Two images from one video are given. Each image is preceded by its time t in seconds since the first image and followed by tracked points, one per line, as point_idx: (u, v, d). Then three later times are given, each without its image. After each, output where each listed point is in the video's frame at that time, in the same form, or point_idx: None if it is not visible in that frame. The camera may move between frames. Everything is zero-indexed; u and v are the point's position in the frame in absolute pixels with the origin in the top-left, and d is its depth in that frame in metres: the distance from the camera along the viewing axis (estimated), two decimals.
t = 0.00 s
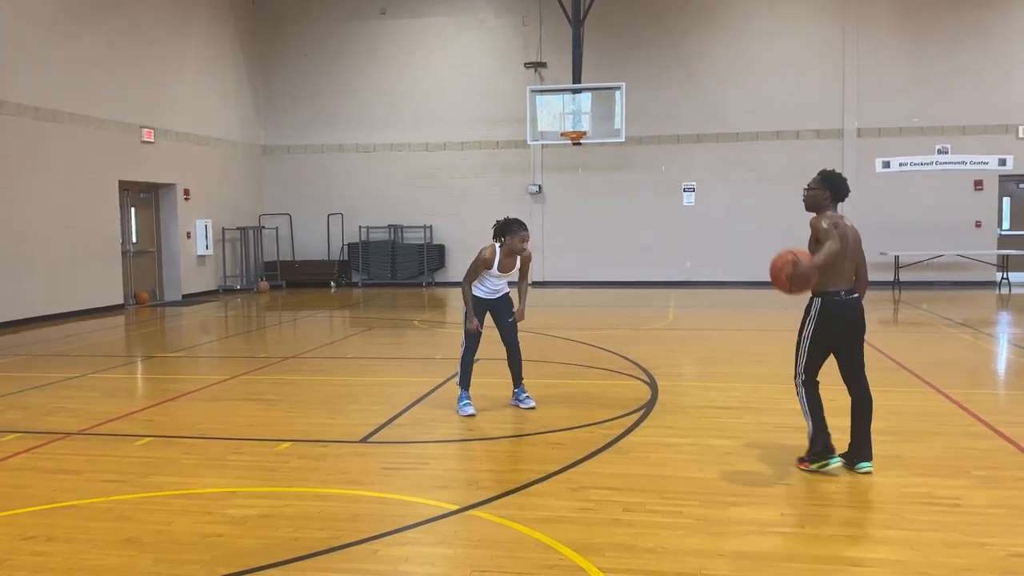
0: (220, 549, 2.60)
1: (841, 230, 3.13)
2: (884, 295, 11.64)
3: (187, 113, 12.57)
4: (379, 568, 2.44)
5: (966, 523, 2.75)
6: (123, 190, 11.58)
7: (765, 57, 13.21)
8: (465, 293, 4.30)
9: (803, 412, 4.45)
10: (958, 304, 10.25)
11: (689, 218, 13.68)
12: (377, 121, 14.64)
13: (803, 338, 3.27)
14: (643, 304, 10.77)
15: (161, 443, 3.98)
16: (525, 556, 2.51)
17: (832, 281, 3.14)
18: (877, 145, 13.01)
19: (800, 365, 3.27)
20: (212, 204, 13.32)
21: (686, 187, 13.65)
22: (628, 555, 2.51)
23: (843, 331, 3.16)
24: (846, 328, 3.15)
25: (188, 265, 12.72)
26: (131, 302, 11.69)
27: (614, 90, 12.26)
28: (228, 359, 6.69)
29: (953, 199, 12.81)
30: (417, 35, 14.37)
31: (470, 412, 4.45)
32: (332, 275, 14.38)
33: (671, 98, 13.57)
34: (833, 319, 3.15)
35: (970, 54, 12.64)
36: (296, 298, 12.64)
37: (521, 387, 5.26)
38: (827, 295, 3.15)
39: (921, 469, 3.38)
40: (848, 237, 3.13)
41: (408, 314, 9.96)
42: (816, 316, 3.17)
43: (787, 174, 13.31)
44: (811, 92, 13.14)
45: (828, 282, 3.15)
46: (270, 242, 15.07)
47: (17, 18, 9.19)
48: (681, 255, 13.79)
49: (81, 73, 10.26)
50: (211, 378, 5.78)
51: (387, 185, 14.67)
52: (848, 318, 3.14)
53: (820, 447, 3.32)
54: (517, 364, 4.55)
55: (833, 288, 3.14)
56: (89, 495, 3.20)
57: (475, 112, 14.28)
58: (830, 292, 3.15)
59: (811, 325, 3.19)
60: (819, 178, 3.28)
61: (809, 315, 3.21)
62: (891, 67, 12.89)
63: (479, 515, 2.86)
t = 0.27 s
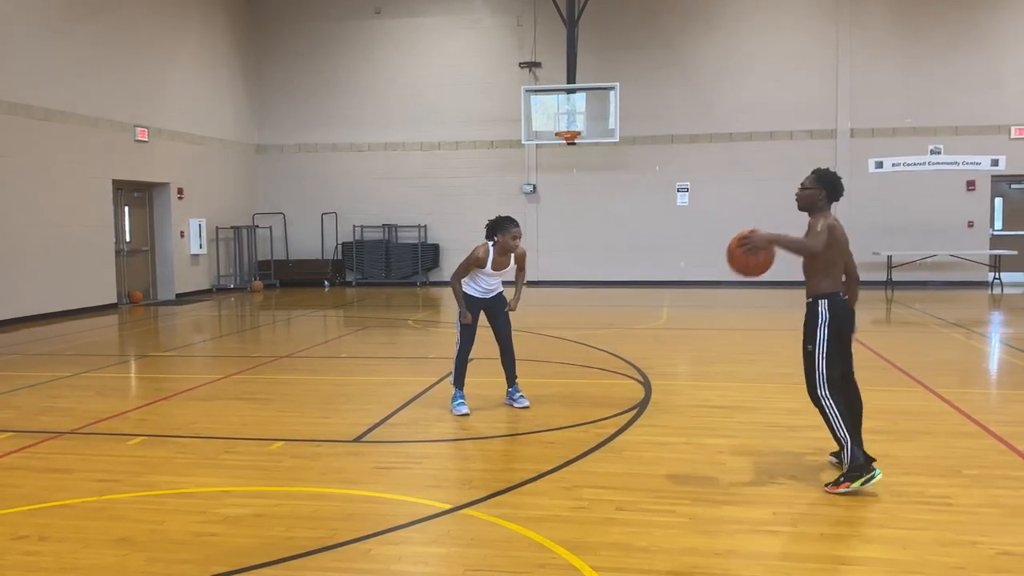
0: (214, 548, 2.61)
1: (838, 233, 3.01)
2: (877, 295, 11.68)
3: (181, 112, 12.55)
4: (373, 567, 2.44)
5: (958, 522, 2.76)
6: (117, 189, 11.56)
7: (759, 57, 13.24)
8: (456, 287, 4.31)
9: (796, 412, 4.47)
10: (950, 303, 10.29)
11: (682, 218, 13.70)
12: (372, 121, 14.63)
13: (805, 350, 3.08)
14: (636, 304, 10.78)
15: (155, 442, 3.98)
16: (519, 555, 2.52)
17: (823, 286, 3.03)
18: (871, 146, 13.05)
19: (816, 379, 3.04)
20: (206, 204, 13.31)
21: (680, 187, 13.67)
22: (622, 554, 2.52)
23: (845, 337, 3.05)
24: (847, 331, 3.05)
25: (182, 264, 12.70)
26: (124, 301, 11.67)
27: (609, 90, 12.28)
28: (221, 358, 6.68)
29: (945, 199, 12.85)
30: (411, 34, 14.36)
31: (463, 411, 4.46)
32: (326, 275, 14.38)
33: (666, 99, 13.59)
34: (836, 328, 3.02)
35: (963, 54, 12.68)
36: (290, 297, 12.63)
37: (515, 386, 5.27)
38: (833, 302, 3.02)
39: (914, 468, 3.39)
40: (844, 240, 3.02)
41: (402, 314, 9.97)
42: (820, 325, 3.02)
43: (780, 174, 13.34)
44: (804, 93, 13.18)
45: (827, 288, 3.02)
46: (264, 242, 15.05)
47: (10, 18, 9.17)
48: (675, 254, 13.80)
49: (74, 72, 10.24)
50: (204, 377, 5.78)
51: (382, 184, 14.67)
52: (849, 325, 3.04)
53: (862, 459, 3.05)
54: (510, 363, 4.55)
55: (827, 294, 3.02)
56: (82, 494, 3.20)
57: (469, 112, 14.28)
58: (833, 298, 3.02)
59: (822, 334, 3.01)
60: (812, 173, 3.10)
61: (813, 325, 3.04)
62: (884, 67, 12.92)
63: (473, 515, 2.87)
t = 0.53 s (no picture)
0: (210, 548, 2.60)
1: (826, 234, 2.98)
2: (874, 295, 11.69)
3: (177, 111, 12.53)
4: (369, 567, 2.44)
5: (953, 522, 2.76)
6: (113, 189, 11.54)
7: (756, 58, 13.25)
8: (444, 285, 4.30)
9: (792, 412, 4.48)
10: (946, 304, 10.31)
11: (679, 219, 13.71)
12: (368, 120, 14.62)
13: (801, 357, 2.99)
14: (633, 304, 10.78)
15: (151, 442, 3.98)
16: (515, 555, 2.51)
17: (817, 290, 2.97)
18: (867, 146, 13.06)
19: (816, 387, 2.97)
20: (203, 204, 13.30)
21: (677, 188, 13.68)
22: (618, 554, 2.52)
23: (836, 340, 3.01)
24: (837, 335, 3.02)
25: (178, 264, 12.68)
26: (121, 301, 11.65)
27: (606, 90, 12.29)
28: (218, 358, 6.67)
29: (941, 200, 12.87)
30: (408, 33, 14.35)
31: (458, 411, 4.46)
32: (322, 274, 14.38)
33: (663, 99, 13.59)
34: (834, 332, 2.97)
35: (959, 55, 12.70)
36: (287, 297, 12.63)
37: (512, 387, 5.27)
38: (827, 305, 2.97)
39: (909, 469, 3.40)
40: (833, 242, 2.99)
41: (399, 314, 9.97)
42: (820, 331, 2.95)
43: (776, 174, 13.35)
44: (800, 94, 13.19)
45: (820, 291, 2.97)
46: (261, 241, 15.03)
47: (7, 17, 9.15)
48: (672, 255, 13.81)
49: (71, 72, 10.22)
50: (201, 377, 5.77)
51: (378, 184, 14.66)
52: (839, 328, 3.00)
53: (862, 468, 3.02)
54: (505, 364, 4.56)
55: (821, 299, 2.97)
56: (78, 494, 3.19)
57: (466, 112, 14.28)
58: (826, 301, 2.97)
59: (821, 339, 2.95)
60: (793, 176, 3.09)
61: (809, 330, 2.96)
62: (881, 67, 12.94)
63: (469, 515, 2.87)
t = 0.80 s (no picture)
0: (210, 548, 2.60)
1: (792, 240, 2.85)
2: (876, 297, 11.67)
3: (179, 111, 12.53)
4: (368, 568, 2.43)
5: (955, 524, 2.76)
6: (115, 189, 11.55)
7: (758, 59, 13.24)
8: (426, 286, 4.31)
9: (793, 414, 4.47)
10: (948, 305, 10.30)
11: (680, 220, 13.70)
12: (370, 121, 14.62)
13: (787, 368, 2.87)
14: (636, 305, 10.78)
15: (152, 443, 3.97)
16: (516, 556, 2.51)
17: (789, 298, 2.84)
18: (869, 148, 13.05)
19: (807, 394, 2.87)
20: (204, 204, 13.31)
21: (679, 189, 13.67)
22: (620, 556, 2.51)
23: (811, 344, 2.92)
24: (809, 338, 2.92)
25: (179, 264, 12.68)
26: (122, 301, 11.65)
27: (607, 91, 12.29)
28: (219, 358, 6.67)
29: (943, 202, 12.86)
30: (410, 34, 14.35)
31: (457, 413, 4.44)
32: (324, 275, 14.39)
33: (664, 100, 13.58)
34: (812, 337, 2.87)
35: (961, 56, 12.69)
36: (288, 297, 12.63)
37: (512, 388, 5.27)
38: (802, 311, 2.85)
39: (911, 470, 3.39)
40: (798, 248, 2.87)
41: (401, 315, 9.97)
42: (802, 338, 2.83)
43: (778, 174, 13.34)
44: (802, 95, 13.18)
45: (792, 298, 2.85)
46: (262, 242, 15.03)
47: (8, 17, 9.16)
48: (674, 256, 13.80)
49: (72, 72, 10.22)
50: (202, 378, 5.77)
51: (380, 185, 14.66)
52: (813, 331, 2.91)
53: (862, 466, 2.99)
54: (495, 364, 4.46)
55: (794, 307, 2.84)
56: (78, 494, 3.19)
57: (468, 112, 14.28)
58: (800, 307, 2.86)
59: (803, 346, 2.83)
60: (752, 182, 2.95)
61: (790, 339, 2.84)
62: (883, 68, 12.93)
63: (470, 516, 2.86)
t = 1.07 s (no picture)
0: (216, 549, 2.60)
1: (750, 238, 2.82)
2: (882, 300, 11.65)
3: (186, 113, 12.57)
4: (374, 570, 2.44)
5: (962, 528, 2.75)
6: (122, 190, 11.58)
7: (764, 60, 13.22)
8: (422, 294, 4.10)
9: (800, 416, 4.46)
10: (956, 308, 10.27)
11: (687, 222, 13.69)
12: (377, 122, 14.64)
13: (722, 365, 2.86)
14: (642, 307, 10.76)
15: (159, 443, 3.99)
16: (521, 558, 2.51)
17: (741, 299, 2.82)
18: (876, 150, 13.03)
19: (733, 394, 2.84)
20: (211, 205, 13.34)
21: (685, 191, 13.65)
22: (626, 558, 2.51)
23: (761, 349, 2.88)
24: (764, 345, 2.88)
25: (186, 265, 12.71)
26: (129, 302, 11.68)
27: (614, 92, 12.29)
28: (225, 359, 6.69)
29: (951, 204, 12.83)
30: (417, 35, 14.36)
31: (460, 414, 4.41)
32: (330, 276, 14.42)
33: (671, 101, 13.57)
34: (757, 341, 2.84)
35: (968, 58, 12.66)
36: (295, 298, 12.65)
37: (518, 389, 5.26)
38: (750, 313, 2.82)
39: (917, 474, 3.38)
40: (757, 247, 2.83)
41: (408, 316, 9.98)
42: (744, 341, 2.81)
43: (784, 176, 13.32)
44: (808, 97, 13.16)
45: (744, 298, 2.82)
46: (269, 243, 15.05)
47: (16, 18, 9.19)
48: (680, 258, 13.78)
49: (79, 73, 10.25)
50: (208, 378, 5.79)
51: (386, 186, 14.68)
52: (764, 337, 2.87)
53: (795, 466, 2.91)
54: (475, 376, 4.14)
55: (746, 307, 2.82)
56: (85, 494, 3.20)
57: (474, 113, 14.29)
58: (750, 309, 2.83)
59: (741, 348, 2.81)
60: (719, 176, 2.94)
61: (732, 338, 2.82)
62: (890, 70, 12.90)
63: (476, 518, 2.86)
